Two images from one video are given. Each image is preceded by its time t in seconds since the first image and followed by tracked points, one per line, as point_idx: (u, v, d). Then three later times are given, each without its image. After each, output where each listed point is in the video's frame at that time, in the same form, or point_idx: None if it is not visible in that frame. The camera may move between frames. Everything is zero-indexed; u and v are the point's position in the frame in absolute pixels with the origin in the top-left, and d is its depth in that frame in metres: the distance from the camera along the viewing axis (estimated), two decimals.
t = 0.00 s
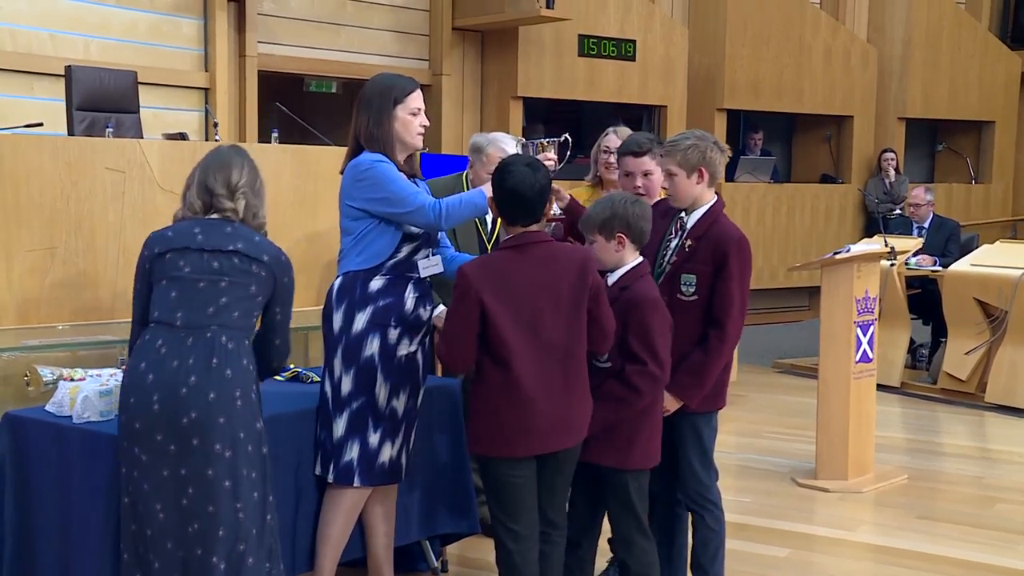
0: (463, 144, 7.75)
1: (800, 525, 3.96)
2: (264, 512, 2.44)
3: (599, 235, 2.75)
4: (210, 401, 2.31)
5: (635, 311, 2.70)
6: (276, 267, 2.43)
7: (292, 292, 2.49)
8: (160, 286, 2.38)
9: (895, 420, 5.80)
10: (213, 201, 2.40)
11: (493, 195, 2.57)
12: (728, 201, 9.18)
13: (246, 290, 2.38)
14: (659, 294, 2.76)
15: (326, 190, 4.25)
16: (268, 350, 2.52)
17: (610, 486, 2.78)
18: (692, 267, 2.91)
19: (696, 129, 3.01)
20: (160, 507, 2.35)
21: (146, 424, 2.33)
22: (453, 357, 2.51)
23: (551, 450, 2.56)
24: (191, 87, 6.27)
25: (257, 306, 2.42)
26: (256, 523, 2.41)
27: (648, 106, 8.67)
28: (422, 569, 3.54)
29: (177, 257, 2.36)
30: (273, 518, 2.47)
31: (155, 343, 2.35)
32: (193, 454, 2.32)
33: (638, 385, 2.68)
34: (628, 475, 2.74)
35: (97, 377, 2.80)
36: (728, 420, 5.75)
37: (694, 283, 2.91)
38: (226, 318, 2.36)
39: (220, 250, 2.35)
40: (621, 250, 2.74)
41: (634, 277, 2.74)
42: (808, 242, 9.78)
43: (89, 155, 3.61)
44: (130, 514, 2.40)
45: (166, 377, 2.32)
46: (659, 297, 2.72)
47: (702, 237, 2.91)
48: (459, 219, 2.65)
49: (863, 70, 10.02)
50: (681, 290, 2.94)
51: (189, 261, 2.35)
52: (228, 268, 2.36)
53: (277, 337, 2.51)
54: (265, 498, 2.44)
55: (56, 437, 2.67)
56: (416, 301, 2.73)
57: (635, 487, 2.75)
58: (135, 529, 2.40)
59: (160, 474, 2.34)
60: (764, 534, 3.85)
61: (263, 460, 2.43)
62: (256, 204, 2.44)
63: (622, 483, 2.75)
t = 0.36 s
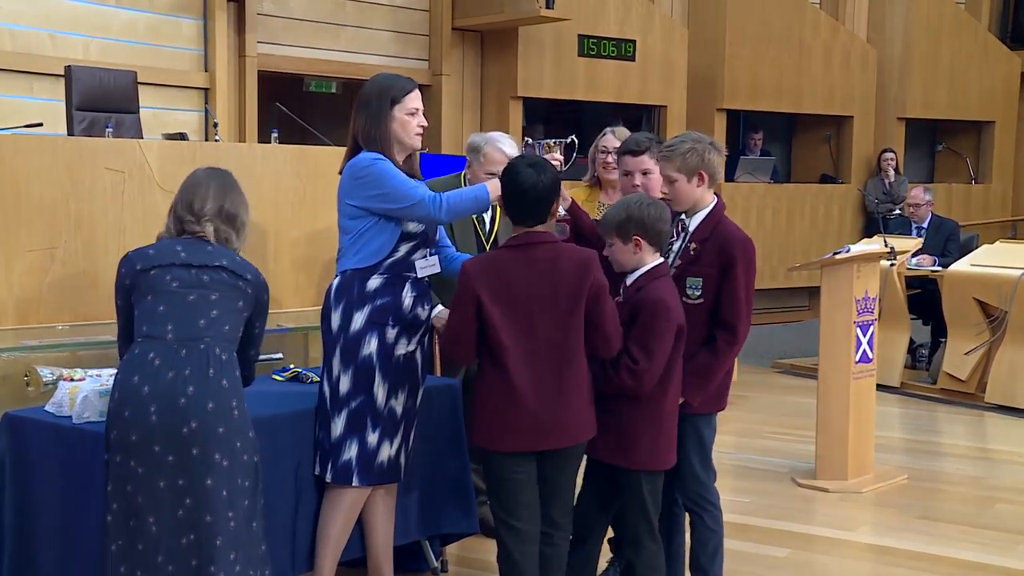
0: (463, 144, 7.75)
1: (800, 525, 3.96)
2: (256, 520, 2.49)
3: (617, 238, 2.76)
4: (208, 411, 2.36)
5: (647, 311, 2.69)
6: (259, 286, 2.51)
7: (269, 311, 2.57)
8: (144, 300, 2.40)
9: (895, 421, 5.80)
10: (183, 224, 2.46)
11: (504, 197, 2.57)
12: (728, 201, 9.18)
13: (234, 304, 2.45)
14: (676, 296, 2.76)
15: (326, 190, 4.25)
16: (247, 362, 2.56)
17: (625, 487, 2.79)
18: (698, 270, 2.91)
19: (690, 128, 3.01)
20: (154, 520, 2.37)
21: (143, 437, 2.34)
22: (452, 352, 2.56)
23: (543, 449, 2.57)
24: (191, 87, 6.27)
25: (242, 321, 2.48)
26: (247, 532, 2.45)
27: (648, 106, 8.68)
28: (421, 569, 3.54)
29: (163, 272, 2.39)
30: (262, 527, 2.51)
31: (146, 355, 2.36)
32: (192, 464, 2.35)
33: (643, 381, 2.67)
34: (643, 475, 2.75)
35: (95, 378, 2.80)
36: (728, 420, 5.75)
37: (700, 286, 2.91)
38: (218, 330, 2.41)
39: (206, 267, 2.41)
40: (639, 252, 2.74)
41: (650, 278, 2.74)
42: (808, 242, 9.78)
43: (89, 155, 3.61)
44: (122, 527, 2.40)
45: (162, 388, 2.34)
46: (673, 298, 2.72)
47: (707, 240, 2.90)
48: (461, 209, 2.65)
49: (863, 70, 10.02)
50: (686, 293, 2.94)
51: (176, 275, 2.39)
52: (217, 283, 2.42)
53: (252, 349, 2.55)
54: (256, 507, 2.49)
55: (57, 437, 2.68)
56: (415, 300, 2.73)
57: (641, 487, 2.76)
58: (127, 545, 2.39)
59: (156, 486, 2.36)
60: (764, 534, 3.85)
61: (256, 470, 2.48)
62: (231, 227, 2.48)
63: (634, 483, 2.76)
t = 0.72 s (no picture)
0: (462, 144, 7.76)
1: (800, 525, 3.96)
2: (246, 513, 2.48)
3: (622, 231, 2.77)
4: (198, 404, 2.35)
5: (645, 307, 2.70)
6: (252, 274, 2.50)
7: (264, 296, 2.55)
8: (134, 294, 2.42)
9: (894, 421, 5.80)
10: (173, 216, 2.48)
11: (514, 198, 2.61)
12: (728, 202, 9.19)
13: (223, 294, 2.44)
14: (677, 293, 2.76)
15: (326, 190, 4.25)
16: (243, 352, 2.57)
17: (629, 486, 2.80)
18: (694, 272, 2.93)
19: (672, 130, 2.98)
20: (144, 514, 2.38)
21: (134, 430, 2.36)
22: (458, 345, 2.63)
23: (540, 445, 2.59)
24: (191, 87, 6.27)
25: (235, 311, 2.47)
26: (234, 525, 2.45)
27: (647, 106, 8.68)
28: (420, 570, 3.54)
29: (151, 265, 2.40)
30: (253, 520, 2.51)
31: (137, 349, 2.38)
32: (182, 457, 2.36)
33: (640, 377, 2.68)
34: (647, 474, 2.76)
35: (95, 379, 2.81)
36: (728, 420, 5.76)
37: (697, 288, 2.94)
38: (206, 322, 2.41)
39: (192, 259, 2.41)
40: (641, 248, 2.74)
41: (655, 274, 2.75)
42: (808, 243, 9.79)
43: (88, 155, 3.61)
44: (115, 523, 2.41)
45: (152, 382, 2.34)
46: (672, 295, 2.72)
47: (700, 240, 2.92)
48: (468, 197, 2.65)
49: (863, 71, 10.02)
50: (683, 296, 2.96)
51: (163, 269, 2.40)
52: (203, 275, 2.41)
53: (252, 341, 2.56)
54: (247, 499, 2.48)
55: (56, 438, 2.68)
56: (415, 300, 2.73)
57: (647, 488, 2.77)
58: (119, 541, 2.41)
59: (145, 480, 2.37)
60: (763, 534, 3.85)
61: (248, 462, 2.48)
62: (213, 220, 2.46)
63: (638, 484, 2.77)
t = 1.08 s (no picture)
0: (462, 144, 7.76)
1: (799, 526, 3.95)
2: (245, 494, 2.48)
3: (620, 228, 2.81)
4: (190, 386, 2.36)
5: (636, 303, 2.73)
6: (233, 238, 2.45)
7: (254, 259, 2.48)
8: (125, 282, 2.44)
9: (894, 421, 5.80)
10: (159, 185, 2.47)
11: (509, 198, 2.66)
12: (727, 202, 9.19)
13: (203, 272, 2.41)
14: (673, 291, 2.76)
15: (325, 190, 4.24)
16: (242, 325, 2.51)
17: (630, 487, 2.80)
18: (684, 273, 2.95)
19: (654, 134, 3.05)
20: (139, 498, 2.40)
21: (130, 415, 2.39)
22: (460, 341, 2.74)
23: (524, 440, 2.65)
24: (191, 88, 6.27)
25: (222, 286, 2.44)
26: (232, 507, 2.44)
27: (647, 107, 8.68)
28: (416, 570, 3.54)
29: (136, 251, 2.42)
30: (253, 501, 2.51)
31: (132, 334, 2.41)
32: (175, 441, 2.37)
33: (631, 374, 2.70)
34: (647, 475, 2.77)
35: (95, 379, 2.80)
36: (727, 420, 5.75)
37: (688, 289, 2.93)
38: (191, 304, 2.40)
39: (172, 240, 2.40)
40: (636, 246, 2.77)
41: (650, 272, 2.76)
42: (807, 243, 9.78)
43: (87, 155, 3.61)
44: (113, 509, 2.44)
45: (147, 366, 2.37)
46: (664, 293, 2.73)
47: (685, 242, 2.93)
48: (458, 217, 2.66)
49: (863, 71, 10.03)
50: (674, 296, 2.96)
51: (145, 254, 2.41)
52: (184, 255, 2.39)
53: (248, 313, 2.51)
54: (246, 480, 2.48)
55: (55, 439, 2.68)
56: (414, 300, 2.73)
57: (648, 490, 2.77)
58: (115, 524, 2.44)
59: (140, 464, 2.39)
60: (763, 534, 3.85)
61: (246, 443, 2.48)
62: (196, 188, 2.43)
63: (638, 484, 2.78)
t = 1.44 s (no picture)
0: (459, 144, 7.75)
1: (796, 525, 3.96)
2: (240, 484, 2.48)
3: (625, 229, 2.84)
4: (175, 379, 2.40)
5: (630, 302, 2.74)
6: (200, 223, 2.40)
7: (224, 242, 2.42)
8: (119, 282, 2.49)
9: (890, 421, 5.80)
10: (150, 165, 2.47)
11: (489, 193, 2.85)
12: (724, 202, 9.19)
13: (177, 267, 2.41)
14: (671, 293, 2.76)
15: (322, 191, 4.24)
16: (214, 310, 2.43)
17: (627, 489, 2.82)
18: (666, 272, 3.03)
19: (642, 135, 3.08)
20: (132, 490, 2.43)
21: (123, 408, 2.44)
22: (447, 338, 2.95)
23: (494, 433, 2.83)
24: (187, 88, 6.26)
25: (193, 279, 2.42)
26: (235, 496, 2.46)
27: (644, 107, 8.67)
28: (414, 570, 3.55)
29: (122, 250, 2.46)
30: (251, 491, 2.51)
31: (127, 332, 2.47)
32: (164, 434, 2.40)
33: (625, 372, 2.71)
34: (643, 476, 2.78)
35: (91, 379, 2.80)
36: (724, 420, 5.76)
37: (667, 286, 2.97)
38: (172, 300, 2.42)
39: (148, 236, 2.41)
40: (641, 247, 2.80)
41: (656, 272, 2.79)
42: (803, 243, 9.79)
43: (84, 155, 3.60)
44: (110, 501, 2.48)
45: (139, 361, 2.43)
46: (657, 292, 2.73)
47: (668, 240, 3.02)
48: (389, 255, 2.62)
49: (859, 71, 10.04)
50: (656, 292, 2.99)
51: (128, 252, 2.45)
52: (157, 252, 2.41)
53: (215, 295, 2.42)
54: (240, 470, 2.48)
55: (50, 438, 2.69)
56: (412, 301, 2.73)
57: (646, 491, 2.78)
58: (113, 515, 2.48)
59: (133, 456, 2.43)
60: (759, 534, 3.85)
61: (240, 435, 2.48)
62: (179, 173, 2.42)
63: (635, 485, 2.80)
